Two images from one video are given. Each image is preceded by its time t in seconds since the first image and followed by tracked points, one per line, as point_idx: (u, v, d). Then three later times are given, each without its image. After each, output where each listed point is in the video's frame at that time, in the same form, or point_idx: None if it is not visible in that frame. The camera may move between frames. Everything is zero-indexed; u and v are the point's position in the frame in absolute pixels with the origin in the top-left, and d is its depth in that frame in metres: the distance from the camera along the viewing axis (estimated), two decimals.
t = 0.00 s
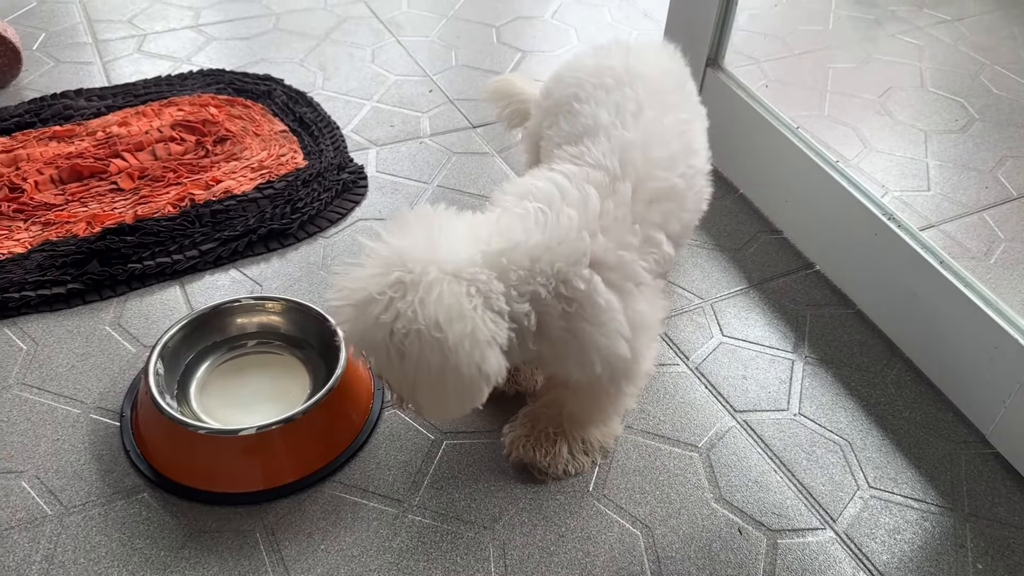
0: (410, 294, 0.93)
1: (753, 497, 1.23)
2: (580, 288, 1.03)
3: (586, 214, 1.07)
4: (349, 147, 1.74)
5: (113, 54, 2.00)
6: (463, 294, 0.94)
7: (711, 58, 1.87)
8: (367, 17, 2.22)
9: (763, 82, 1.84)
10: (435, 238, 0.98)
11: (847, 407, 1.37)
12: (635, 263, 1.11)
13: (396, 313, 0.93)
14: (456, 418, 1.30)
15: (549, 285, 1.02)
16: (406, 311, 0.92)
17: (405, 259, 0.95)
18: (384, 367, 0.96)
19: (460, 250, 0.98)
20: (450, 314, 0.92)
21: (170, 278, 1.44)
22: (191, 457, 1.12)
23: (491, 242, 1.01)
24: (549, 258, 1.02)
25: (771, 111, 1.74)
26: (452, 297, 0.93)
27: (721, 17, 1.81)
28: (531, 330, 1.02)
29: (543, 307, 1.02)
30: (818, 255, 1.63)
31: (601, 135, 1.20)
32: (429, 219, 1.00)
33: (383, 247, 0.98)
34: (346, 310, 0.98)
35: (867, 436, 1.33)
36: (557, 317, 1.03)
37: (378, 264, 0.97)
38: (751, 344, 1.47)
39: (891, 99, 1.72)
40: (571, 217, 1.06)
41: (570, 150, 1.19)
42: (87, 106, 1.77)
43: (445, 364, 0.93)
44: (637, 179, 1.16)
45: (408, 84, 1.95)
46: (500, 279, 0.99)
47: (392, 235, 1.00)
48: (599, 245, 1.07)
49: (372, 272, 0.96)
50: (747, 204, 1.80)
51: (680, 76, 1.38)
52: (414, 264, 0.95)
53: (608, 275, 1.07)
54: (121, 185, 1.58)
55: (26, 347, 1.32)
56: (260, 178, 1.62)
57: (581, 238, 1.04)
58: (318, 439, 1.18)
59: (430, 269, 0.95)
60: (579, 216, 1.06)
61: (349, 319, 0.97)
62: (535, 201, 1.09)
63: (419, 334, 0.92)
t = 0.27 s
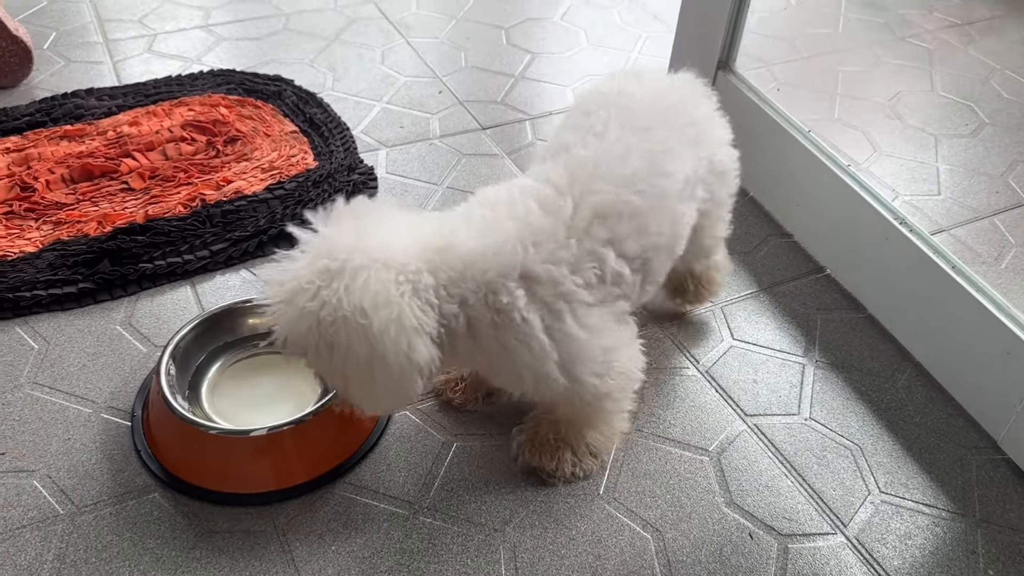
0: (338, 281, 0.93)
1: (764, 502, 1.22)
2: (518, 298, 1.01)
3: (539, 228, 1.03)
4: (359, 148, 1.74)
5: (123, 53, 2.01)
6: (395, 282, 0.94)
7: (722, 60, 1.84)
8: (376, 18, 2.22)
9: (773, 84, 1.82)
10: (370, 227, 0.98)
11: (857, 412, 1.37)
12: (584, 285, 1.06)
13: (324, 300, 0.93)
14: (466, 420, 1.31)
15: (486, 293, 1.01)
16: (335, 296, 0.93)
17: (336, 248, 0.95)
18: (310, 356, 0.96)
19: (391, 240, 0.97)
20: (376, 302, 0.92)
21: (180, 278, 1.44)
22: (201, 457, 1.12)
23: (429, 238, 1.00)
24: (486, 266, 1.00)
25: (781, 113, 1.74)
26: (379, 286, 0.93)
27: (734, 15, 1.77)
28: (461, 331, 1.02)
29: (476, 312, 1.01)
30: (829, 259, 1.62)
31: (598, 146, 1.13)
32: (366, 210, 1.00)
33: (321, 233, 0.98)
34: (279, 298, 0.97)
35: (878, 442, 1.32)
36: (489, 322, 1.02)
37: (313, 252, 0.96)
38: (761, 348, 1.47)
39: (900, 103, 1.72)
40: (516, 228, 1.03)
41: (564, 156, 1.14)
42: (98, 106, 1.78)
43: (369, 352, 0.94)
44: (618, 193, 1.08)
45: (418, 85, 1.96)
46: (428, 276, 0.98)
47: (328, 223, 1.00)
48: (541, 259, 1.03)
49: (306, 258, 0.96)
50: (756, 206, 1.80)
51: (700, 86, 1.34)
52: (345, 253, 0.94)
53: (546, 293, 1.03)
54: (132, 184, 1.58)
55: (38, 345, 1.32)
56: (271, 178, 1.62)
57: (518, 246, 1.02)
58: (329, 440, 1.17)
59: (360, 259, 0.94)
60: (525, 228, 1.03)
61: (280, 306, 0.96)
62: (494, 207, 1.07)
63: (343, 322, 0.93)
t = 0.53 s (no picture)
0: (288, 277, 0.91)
1: (773, 501, 1.22)
2: (467, 274, 0.95)
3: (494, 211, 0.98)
4: (368, 145, 1.73)
5: (131, 49, 2.01)
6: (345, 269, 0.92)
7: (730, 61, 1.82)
8: (385, 15, 2.22)
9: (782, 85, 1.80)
10: (317, 222, 0.96)
11: (867, 411, 1.36)
12: (529, 276, 0.97)
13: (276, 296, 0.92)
14: (474, 416, 1.30)
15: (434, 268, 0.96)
16: (287, 291, 0.91)
17: (283, 244, 0.94)
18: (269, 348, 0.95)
19: (338, 229, 0.96)
20: (328, 286, 0.91)
21: (188, 273, 1.44)
22: (209, 452, 1.12)
23: (377, 225, 0.98)
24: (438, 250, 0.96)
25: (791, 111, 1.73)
26: (327, 276, 0.91)
27: (743, 16, 1.75)
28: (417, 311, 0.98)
29: (427, 290, 0.96)
30: (838, 258, 1.62)
31: (612, 149, 1.05)
32: (312, 205, 0.98)
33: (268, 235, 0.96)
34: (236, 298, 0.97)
35: (888, 442, 1.32)
36: (445, 307, 0.97)
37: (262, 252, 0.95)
38: (770, 347, 1.46)
39: (909, 103, 1.71)
40: (474, 212, 0.98)
41: (577, 149, 1.08)
42: (106, 101, 1.78)
43: (325, 338, 0.93)
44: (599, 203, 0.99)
45: (426, 82, 1.95)
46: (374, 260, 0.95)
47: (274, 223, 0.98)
48: (487, 242, 0.96)
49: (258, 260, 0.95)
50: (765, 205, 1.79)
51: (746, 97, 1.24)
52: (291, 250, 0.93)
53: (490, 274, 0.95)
54: (140, 179, 1.58)
55: (46, 340, 1.32)
56: (279, 175, 1.62)
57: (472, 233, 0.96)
58: (337, 435, 1.17)
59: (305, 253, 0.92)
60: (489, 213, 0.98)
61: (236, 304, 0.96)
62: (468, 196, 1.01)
63: (297, 312, 0.91)
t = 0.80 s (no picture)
0: (271, 296, 0.91)
1: (775, 505, 1.21)
2: (442, 299, 0.95)
3: (471, 237, 0.96)
4: (372, 146, 1.73)
5: (135, 49, 2.01)
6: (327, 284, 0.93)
7: (737, 61, 1.84)
8: (389, 16, 2.22)
9: (788, 85, 1.81)
10: (298, 236, 0.96)
11: (870, 416, 1.35)
12: (503, 308, 0.97)
13: (259, 317, 0.92)
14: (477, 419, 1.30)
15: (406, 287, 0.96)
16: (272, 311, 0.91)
17: (266, 260, 0.94)
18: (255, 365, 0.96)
19: (318, 243, 0.96)
20: (310, 302, 0.91)
21: (191, 274, 1.44)
22: (211, 454, 1.12)
23: (359, 239, 0.99)
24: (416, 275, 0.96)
25: (796, 114, 1.73)
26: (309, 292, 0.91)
27: (747, 19, 1.76)
28: (400, 322, 0.98)
29: (407, 304, 0.97)
30: (842, 262, 1.61)
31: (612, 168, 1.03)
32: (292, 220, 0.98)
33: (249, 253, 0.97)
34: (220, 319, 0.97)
35: (892, 446, 1.31)
36: (425, 321, 0.96)
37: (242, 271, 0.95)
38: (774, 351, 1.45)
39: (915, 105, 1.68)
40: (455, 233, 0.97)
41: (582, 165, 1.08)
42: (110, 101, 1.78)
43: (312, 352, 0.93)
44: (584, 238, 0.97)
45: (430, 83, 1.95)
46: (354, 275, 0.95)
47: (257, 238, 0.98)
48: (478, 252, 0.95)
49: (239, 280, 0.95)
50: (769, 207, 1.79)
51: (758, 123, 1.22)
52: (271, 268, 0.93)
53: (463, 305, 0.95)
54: (143, 179, 1.58)
55: (48, 340, 1.32)
56: (282, 175, 1.62)
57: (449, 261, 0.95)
58: (339, 437, 1.17)
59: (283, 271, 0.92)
60: (474, 235, 0.96)
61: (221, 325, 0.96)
62: (449, 217, 0.99)
63: (282, 329, 0.92)
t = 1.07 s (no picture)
0: (262, 300, 0.92)
1: (776, 506, 1.21)
2: (431, 306, 0.95)
3: (460, 243, 0.97)
4: (375, 146, 1.73)
5: (139, 49, 2.02)
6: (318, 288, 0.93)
7: (740, 62, 1.85)
8: (392, 17, 2.22)
9: (790, 87, 1.82)
10: (291, 239, 0.97)
11: (872, 418, 1.35)
12: (491, 316, 0.97)
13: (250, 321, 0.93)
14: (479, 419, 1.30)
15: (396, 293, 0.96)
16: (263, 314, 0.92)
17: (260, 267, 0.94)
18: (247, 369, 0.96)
19: (311, 247, 0.97)
20: (299, 306, 0.92)
21: (194, 273, 1.44)
22: (213, 452, 1.12)
23: (352, 244, 0.99)
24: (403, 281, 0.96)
25: (799, 116, 1.73)
26: (299, 296, 0.92)
27: (751, 19, 1.77)
28: (392, 326, 0.99)
29: (399, 310, 0.97)
30: (845, 263, 1.61)
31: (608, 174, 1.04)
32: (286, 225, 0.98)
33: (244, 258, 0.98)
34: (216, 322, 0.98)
35: (893, 448, 1.31)
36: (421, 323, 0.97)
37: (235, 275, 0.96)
38: (776, 352, 1.46)
39: (918, 107, 1.65)
40: (445, 241, 0.97)
41: (583, 166, 1.09)
42: (114, 101, 1.78)
43: (302, 356, 0.94)
44: (574, 243, 0.97)
45: (433, 84, 1.95)
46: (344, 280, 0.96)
47: (251, 243, 0.99)
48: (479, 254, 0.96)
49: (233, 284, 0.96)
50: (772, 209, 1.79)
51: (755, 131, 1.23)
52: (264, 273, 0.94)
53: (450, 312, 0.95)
54: (147, 179, 1.58)
55: (52, 338, 1.32)
56: (285, 176, 1.62)
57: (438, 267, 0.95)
58: (340, 437, 1.17)
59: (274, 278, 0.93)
60: (465, 242, 0.96)
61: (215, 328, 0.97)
62: (440, 223, 1.00)
63: (272, 333, 0.92)
